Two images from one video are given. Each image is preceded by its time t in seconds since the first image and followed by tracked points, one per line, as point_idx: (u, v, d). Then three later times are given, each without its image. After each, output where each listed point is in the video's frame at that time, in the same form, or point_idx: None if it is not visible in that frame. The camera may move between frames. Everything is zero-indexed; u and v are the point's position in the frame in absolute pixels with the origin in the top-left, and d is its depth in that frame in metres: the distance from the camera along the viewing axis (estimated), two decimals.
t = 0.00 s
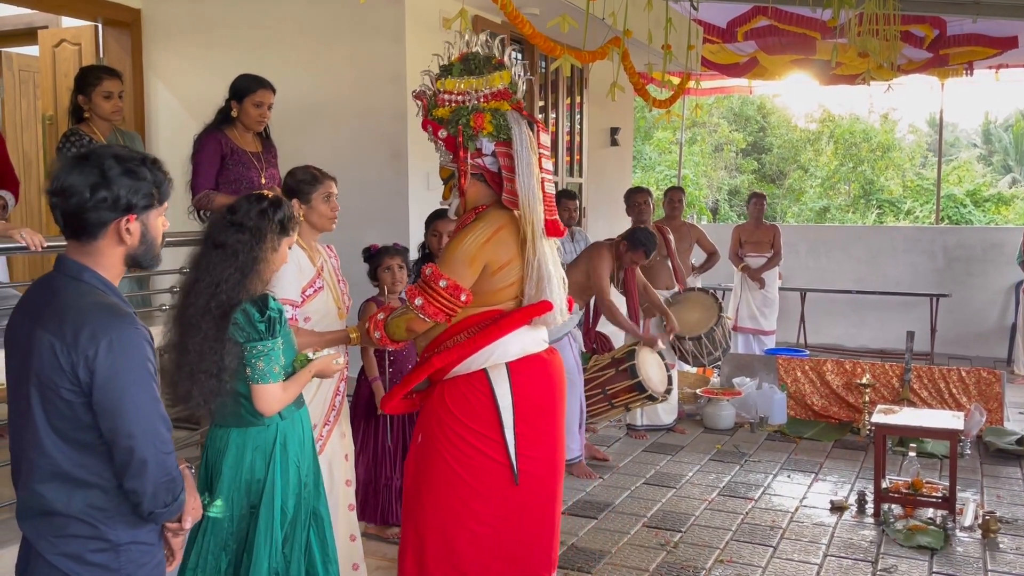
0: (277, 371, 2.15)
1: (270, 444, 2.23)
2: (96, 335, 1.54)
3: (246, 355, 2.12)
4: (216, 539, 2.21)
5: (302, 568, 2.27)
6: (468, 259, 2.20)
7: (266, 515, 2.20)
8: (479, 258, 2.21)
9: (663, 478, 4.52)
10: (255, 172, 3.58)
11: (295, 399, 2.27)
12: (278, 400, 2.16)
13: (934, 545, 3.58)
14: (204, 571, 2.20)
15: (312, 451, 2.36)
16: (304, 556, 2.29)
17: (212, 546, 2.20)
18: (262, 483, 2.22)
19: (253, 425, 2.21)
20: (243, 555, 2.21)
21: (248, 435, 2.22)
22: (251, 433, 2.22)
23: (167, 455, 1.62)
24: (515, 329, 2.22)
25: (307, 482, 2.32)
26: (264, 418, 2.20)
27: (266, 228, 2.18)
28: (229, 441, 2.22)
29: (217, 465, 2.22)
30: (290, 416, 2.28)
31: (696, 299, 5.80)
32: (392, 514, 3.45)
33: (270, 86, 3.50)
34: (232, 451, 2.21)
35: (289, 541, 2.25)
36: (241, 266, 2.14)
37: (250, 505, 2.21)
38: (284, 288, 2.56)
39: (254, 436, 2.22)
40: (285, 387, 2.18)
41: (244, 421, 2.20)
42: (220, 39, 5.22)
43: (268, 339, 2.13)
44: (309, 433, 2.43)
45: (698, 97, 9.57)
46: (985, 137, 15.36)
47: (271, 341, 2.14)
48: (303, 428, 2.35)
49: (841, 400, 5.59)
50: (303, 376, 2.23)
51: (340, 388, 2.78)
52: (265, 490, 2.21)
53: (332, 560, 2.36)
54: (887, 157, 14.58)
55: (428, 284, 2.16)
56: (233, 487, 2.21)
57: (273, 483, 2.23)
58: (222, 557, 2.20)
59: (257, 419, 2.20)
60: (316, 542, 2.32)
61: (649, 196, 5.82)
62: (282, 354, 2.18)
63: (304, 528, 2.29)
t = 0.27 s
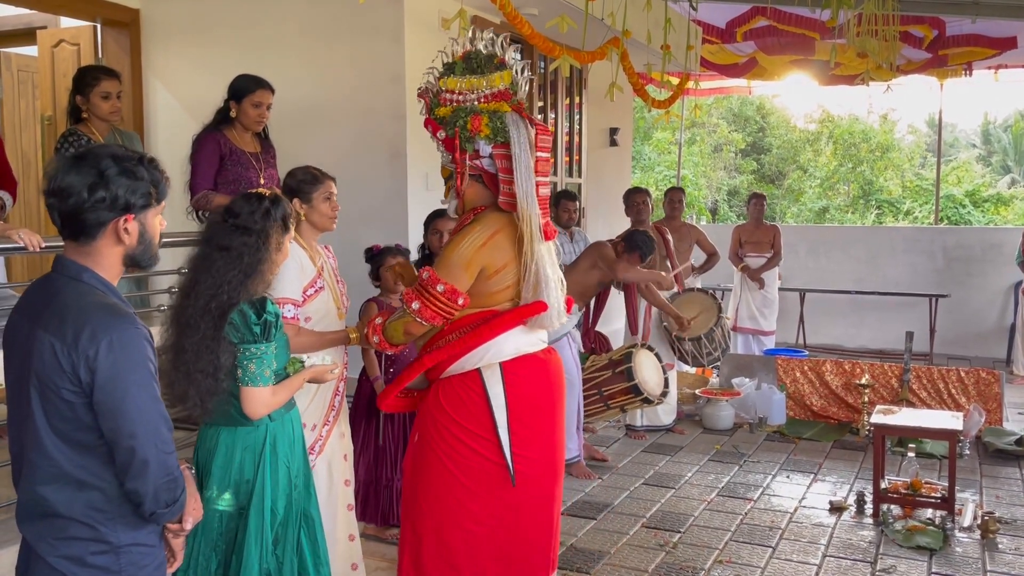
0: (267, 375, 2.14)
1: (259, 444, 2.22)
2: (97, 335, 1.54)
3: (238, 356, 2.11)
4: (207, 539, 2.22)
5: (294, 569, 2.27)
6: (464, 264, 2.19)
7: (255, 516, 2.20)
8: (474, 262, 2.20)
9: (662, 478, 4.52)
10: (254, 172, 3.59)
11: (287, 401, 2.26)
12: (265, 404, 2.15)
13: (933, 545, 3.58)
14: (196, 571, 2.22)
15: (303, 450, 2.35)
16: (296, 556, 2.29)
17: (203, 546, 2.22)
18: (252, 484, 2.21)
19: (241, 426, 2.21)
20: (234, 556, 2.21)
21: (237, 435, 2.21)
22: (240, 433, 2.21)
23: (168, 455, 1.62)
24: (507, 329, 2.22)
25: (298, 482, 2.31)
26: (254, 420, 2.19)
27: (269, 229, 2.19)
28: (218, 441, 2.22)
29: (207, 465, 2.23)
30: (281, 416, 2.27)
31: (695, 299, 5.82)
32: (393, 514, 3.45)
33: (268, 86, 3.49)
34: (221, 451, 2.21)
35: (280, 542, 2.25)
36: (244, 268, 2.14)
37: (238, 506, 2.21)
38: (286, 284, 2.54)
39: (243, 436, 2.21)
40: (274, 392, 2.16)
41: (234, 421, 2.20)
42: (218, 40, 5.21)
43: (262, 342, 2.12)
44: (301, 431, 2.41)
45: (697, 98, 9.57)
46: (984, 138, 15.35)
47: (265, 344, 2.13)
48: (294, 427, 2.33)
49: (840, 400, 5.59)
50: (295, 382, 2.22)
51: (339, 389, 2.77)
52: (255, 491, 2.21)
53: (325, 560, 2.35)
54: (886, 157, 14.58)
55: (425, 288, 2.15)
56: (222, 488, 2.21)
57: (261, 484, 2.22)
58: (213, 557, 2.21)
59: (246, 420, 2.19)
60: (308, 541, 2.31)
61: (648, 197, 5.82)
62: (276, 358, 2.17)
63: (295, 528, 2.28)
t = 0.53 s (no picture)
0: (264, 373, 2.11)
1: (250, 444, 2.23)
2: (83, 335, 1.53)
3: (236, 352, 2.09)
4: (198, 540, 2.21)
5: (286, 570, 2.26)
6: (457, 268, 2.19)
7: (246, 516, 2.19)
8: (467, 266, 2.20)
9: (661, 479, 4.52)
10: (252, 173, 3.58)
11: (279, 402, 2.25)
12: (259, 402, 2.12)
13: (932, 546, 3.57)
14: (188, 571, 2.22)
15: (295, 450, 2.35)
16: (289, 556, 2.28)
17: (195, 546, 2.21)
18: (242, 484, 2.21)
19: (232, 424, 2.21)
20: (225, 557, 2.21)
21: (229, 434, 2.21)
22: (231, 433, 2.22)
23: (160, 454, 1.61)
24: (497, 330, 2.21)
25: (290, 482, 2.30)
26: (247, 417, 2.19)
27: (270, 226, 2.19)
28: (210, 439, 2.22)
29: (197, 464, 2.22)
30: (272, 416, 2.27)
31: (693, 299, 5.84)
32: (394, 514, 3.45)
33: (266, 87, 3.49)
34: (212, 450, 2.21)
35: (271, 542, 2.24)
36: (246, 266, 2.14)
37: (228, 506, 2.21)
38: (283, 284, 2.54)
39: (233, 435, 2.22)
40: (268, 391, 2.14)
41: (226, 421, 2.20)
42: (217, 40, 5.21)
43: (260, 339, 2.10)
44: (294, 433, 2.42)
45: (696, 99, 9.58)
46: (982, 138, 15.36)
47: (263, 342, 2.10)
48: (286, 428, 2.33)
49: (839, 401, 5.58)
50: (289, 383, 2.21)
51: (336, 390, 2.76)
52: (246, 491, 2.20)
53: (317, 562, 2.34)
54: (885, 158, 14.59)
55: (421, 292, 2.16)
56: (212, 487, 2.20)
57: (251, 484, 2.21)
58: (204, 558, 2.21)
59: (236, 419, 2.20)
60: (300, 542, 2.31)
61: (647, 198, 5.82)
62: (273, 357, 2.14)
63: (287, 529, 2.28)
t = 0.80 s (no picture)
0: (259, 372, 2.12)
1: (248, 444, 2.22)
2: (69, 333, 1.53)
3: (233, 350, 2.10)
4: (197, 539, 2.21)
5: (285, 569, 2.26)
6: (467, 264, 2.27)
7: (244, 516, 2.19)
8: (475, 263, 2.28)
9: (659, 480, 4.52)
10: (250, 173, 3.58)
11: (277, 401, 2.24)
12: (255, 400, 2.12)
13: (930, 546, 3.57)
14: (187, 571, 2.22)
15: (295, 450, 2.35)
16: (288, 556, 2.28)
17: (193, 545, 2.22)
18: (241, 484, 2.21)
19: (230, 425, 2.21)
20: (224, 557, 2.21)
21: (227, 434, 2.21)
22: (229, 433, 2.21)
23: (150, 449, 1.61)
24: (495, 329, 2.29)
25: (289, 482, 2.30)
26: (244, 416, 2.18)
27: (269, 226, 2.18)
28: (208, 440, 2.22)
29: (196, 464, 2.23)
30: (271, 415, 2.27)
31: (691, 299, 5.90)
32: (389, 516, 3.44)
33: (265, 88, 3.49)
34: (210, 450, 2.21)
35: (270, 542, 2.24)
36: (243, 267, 2.13)
37: (226, 506, 2.21)
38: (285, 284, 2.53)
39: (232, 435, 2.21)
40: (264, 389, 2.14)
41: (224, 420, 2.19)
42: (215, 41, 5.21)
43: (256, 338, 2.10)
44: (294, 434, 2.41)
45: (694, 99, 9.58)
46: (980, 139, 15.37)
47: (259, 340, 2.11)
48: (285, 429, 2.32)
49: (837, 401, 5.59)
50: (289, 383, 2.20)
51: (334, 391, 2.76)
52: (244, 491, 2.20)
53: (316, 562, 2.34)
54: (883, 158, 14.61)
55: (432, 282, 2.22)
56: (210, 487, 2.21)
57: (248, 484, 2.21)
58: (202, 557, 2.21)
59: (235, 418, 2.19)
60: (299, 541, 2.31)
61: (645, 198, 5.82)
62: (270, 356, 2.15)
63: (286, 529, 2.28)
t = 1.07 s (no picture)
0: (258, 371, 2.12)
1: (252, 444, 2.22)
2: (52, 332, 1.54)
3: (231, 349, 2.11)
4: (201, 540, 2.21)
5: (288, 568, 2.26)
6: (480, 259, 2.42)
7: (249, 516, 2.19)
8: (488, 260, 2.43)
9: (657, 480, 4.52)
10: (248, 174, 3.58)
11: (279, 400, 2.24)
12: (254, 399, 2.12)
13: (929, 546, 3.58)
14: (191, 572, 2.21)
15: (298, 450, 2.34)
16: (291, 556, 2.28)
17: (197, 546, 2.21)
18: (245, 484, 2.20)
19: (235, 425, 2.20)
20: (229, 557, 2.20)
21: (230, 434, 2.20)
22: (233, 433, 2.21)
23: (136, 447, 1.60)
24: (510, 326, 2.42)
25: (293, 482, 2.29)
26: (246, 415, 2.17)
27: (266, 227, 2.18)
28: (213, 441, 2.22)
29: (201, 465, 2.22)
30: (274, 415, 2.26)
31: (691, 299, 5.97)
32: (387, 519, 3.44)
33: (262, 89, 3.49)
34: (215, 451, 2.20)
35: (275, 542, 2.24)
36: (241, 268, 2.13)
37: (230, 506, 2.20)
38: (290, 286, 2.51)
39: (236, 436, 2.21)
40: (264, 387, 2.14)
41: (227, 421, 2.19)
42: (213, 42, 5.20)
43: (254, 336, 2.11)
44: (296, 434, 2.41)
45: (691, 100, 9.58)
46: (977, 139, 15.38)
47: (257, 339, 2.11)
48: (288, 430, 2.31)
49: (835, 402, 5.59)
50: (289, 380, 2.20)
51: (331, 391, 2.75)
52: (249, 491, 2.20)
53: (319, 562, 2.34)
54: (881, 158, 14.62)
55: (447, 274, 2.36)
56: (214, 487, 2.20)
57: (253, 485, 2.20)
58: (207, 558, 2.20)
59: (239, 418, 2.19)
60: (302, 541, 2.30)
61: (643, 199, 5.82)
62: (270, 355, 2.15)
63: (290, 529, 2.28)
